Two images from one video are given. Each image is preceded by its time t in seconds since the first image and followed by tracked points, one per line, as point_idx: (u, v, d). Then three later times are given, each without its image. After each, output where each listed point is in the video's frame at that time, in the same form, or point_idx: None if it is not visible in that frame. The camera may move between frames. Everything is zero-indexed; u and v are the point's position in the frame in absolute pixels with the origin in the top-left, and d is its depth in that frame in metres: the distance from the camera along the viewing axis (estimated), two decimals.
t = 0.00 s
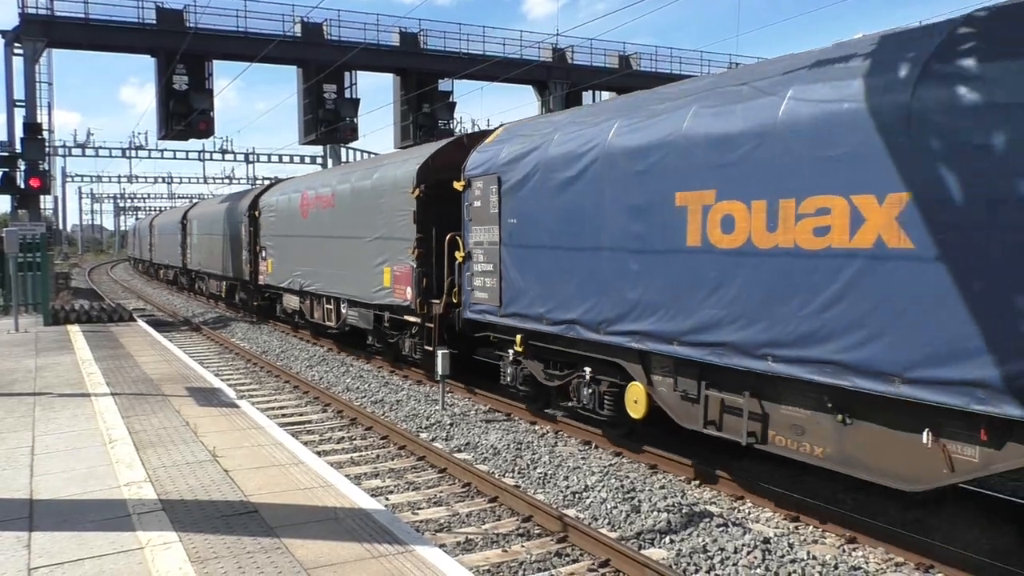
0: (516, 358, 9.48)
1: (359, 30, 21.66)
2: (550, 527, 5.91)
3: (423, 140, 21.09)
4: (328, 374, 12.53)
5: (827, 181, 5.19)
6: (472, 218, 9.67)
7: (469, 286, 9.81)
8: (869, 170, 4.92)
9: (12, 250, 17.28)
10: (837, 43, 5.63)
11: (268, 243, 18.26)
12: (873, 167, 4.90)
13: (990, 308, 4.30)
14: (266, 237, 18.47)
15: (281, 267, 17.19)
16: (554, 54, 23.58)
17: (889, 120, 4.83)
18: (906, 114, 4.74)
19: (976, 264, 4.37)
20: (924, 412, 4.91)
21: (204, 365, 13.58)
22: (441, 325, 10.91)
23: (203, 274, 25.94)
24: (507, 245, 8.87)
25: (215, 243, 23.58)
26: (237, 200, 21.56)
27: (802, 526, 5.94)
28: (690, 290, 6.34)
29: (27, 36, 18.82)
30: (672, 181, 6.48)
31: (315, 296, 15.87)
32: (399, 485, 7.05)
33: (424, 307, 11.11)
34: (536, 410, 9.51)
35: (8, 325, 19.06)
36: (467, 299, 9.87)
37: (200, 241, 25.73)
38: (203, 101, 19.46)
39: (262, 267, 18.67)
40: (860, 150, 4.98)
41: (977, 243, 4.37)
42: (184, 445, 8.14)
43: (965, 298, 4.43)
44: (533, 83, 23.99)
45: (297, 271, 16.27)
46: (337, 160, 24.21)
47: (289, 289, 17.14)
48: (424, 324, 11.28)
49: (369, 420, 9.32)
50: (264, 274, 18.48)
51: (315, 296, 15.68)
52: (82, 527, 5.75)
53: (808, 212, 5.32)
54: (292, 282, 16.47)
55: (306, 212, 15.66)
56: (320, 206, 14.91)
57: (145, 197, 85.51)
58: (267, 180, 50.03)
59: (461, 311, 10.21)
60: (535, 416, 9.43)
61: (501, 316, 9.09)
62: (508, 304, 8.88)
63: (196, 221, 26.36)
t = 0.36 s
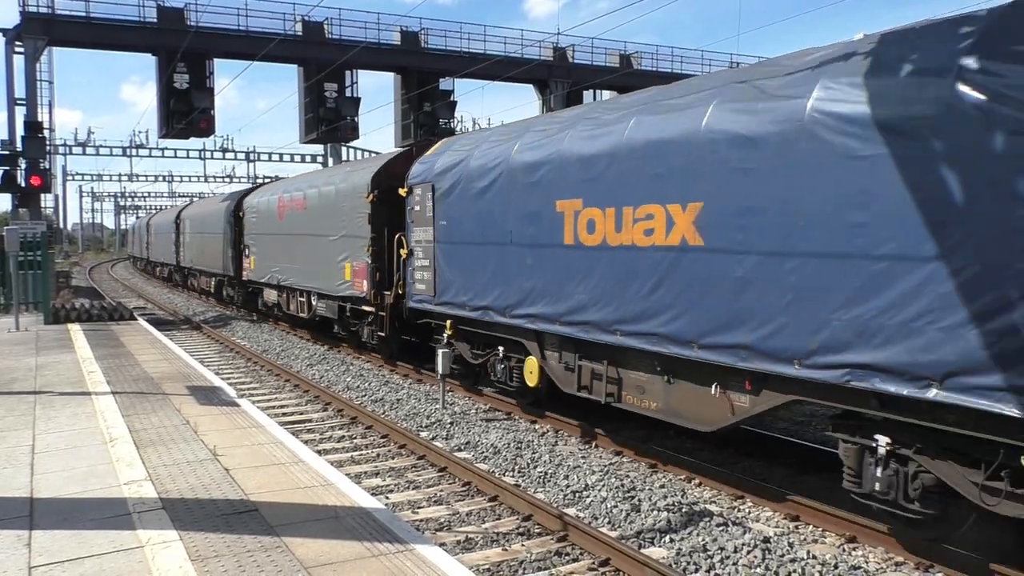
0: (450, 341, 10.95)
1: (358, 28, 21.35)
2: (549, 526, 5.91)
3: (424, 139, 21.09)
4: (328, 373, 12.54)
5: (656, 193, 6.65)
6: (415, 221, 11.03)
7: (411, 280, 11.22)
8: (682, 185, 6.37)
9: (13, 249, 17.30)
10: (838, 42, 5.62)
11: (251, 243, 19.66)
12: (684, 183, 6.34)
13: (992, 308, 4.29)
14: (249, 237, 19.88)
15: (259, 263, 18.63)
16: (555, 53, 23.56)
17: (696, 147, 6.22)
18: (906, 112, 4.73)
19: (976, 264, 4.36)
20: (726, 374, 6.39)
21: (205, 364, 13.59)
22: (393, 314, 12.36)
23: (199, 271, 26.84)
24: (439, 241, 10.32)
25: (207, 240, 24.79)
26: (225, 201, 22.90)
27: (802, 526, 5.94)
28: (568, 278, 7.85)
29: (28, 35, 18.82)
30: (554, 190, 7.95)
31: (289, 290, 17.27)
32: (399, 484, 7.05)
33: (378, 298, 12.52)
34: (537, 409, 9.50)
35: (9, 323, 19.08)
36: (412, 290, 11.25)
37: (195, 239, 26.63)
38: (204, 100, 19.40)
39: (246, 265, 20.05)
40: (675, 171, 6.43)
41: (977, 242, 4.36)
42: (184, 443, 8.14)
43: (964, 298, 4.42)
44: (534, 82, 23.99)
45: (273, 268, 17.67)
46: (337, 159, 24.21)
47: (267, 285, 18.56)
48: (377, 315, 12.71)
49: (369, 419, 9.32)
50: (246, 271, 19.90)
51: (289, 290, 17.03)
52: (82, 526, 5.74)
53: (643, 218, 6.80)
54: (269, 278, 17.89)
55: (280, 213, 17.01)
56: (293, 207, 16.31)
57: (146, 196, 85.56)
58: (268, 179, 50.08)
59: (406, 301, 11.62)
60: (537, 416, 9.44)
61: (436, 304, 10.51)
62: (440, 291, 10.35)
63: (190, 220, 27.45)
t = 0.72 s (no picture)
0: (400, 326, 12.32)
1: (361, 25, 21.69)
2: (549, 523, 5.91)
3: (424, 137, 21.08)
4: (328, 370, 12.55)
5: (546, 200, 8.10)
6: (369, 220, 12.43)
7: (366, 272, 12.63)
8: (562, 193, 7.85)
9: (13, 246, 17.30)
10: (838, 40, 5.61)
11: (236, 241, 20.98)
12: (564, 192, 7.80)
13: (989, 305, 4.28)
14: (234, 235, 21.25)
15: (241, 259, 20.03)
16: (556, 51, 23.54)
17: (572, 162, 7.66)
18: (904, 110, 4.72)
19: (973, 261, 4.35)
20: (596, 348, 7.88)
21: (205, 361, 13.60)
22: (353, 302, 13.76)
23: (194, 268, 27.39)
24: (386, 238, 11.72)
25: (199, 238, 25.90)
26: (212, 201, 24.20)
27: (802, 523, 5.95)
28: (483, 270, 9.29)
29: (28, 32, 18.79)
30: (472, 196, 9.38)
31: (266, 284, 18.65)
32: (399, 481, 7.05)
33: (341, 289, 13.92)
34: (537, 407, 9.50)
35: (9, 321, 19.09)
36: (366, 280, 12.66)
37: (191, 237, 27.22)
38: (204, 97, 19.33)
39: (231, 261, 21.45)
40: (557, 181, 7.89)
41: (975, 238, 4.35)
42: (185, 441, 8.15)
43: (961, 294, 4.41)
44: (535, 79, 23.98)
45: (254, 263, 19.05)
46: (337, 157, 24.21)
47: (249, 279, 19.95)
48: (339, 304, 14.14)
49: (369, 417, 9.32)
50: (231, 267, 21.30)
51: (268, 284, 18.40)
52: (82, 523, 5.75)
53: (535, 220, 8.27)
54: (251, 273, 19.29)
55: (259, 212, 18.46)
56: (270, 208, 17.73)
57: (146, 194, 85.54)
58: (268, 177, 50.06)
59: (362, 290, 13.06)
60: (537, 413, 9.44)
61: (384, 293, 11.90)
62: (387, 283, 11.79)
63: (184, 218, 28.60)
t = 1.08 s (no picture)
0: (363, 313, 13.72)
1: (361, 23, 22.08)
2: (551, 521, 5.91)
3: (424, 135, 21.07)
4: (329, 369, 12.55)
5: (466, 204, 9.64)
6: (335, 220, 13.98)
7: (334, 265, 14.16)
8: (478, 199, 9.34)
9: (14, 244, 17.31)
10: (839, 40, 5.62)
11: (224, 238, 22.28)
12: (480, 198, 9.28)
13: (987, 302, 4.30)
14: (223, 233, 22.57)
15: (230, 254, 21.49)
16: (557, 49, 23.51)
17: (486, 173, 9.12)
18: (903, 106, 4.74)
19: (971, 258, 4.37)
20: (507, 329, 9.39)
21: (206, 359, 13.61)
22: (324, 295, 15.10)
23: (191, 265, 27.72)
24: (350, 235, 13.27)
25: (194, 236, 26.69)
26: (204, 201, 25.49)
27: (803, 521, 5.95)
28: (421, 262, 10.88)
29: (28, 30, 18.76)
30: (415, 200, 10.89)
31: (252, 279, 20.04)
32: (400, 480, 7.06)
33: (312, 281, 15.35)
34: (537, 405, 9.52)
35: (10, 319, 19.09)
36: (334, 272, 14.15)
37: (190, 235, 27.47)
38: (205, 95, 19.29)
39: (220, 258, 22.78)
40: (473, 188, 9.41)
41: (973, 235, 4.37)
42: (185, 438, 8.16)
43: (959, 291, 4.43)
44: (535, 77, 23.97)
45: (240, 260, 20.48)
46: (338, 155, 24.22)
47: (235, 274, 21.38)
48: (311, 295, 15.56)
49: (370, 415, 9.32)
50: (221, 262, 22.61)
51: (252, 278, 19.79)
52: (83, 521, 5.75)
53: (458, 220, 9.80)
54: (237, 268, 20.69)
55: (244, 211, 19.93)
56: (254, 208, 19.17)
57: (147, 192, 85.55)
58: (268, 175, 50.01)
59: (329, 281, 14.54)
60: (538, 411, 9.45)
61: (348, 284, 13.55)
62: (350, 275, 13.34)
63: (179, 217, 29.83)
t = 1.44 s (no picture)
0: (325, 304, 15.20)
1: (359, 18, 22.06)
2: (546, 520, 5.91)
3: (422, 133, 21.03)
4: (325, 367, 12.53)
5: (404, 205, 11.15)
6: (303, 218, 15.52)
7: (301, 260, 15.68)
8: (413, 202, 10.84)
9: (10, 241, 17.28)
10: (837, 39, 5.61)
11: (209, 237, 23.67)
12: (414, 202, 10.78)
13: (983, 300, 4.30)
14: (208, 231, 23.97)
15: (214, 252, 22.92)
16: (554, 48, 23.51)
17: (419, 179, 10.63)
18: (901, 104, 4.74)
19: (967, 256, 4.37)
20: (438, 314, 10.86)
21: (202, 357, 13.59)
22: (294, 288, 16.44)
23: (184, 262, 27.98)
24: (315, 233, 14.81)
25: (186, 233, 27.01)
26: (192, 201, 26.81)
27: (798, 520, 5.95)
28: (371, 256, 12.37)
29: (24, 26, 18.70)
30: (364, 203, 12.45)
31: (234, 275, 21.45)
32: (396, 478, 7.05)
33: (283, 275, 16.83)
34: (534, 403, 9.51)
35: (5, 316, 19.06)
36: (302, 267, 15.65)
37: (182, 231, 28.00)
38: (202, 93, 19.23)
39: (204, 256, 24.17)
40: (410, 191, 10.91)
41: (969, 233, 4.37)
42: (181, 437, 8.15)
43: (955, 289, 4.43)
44: (532, 76, 23.97)
45: (223, 257, 21.89)
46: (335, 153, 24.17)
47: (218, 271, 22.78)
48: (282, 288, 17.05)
49: (366, 413, 9.31)
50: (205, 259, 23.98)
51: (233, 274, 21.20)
52: (79, 519, 5.74)
53: (398, 220, 11.32)
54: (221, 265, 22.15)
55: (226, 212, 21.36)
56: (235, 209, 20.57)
57: (143, 189, 85.46)
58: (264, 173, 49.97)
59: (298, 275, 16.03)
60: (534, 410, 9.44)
61: (313, 277, 15.08)
62: (315, 269, 14.88)
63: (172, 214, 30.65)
